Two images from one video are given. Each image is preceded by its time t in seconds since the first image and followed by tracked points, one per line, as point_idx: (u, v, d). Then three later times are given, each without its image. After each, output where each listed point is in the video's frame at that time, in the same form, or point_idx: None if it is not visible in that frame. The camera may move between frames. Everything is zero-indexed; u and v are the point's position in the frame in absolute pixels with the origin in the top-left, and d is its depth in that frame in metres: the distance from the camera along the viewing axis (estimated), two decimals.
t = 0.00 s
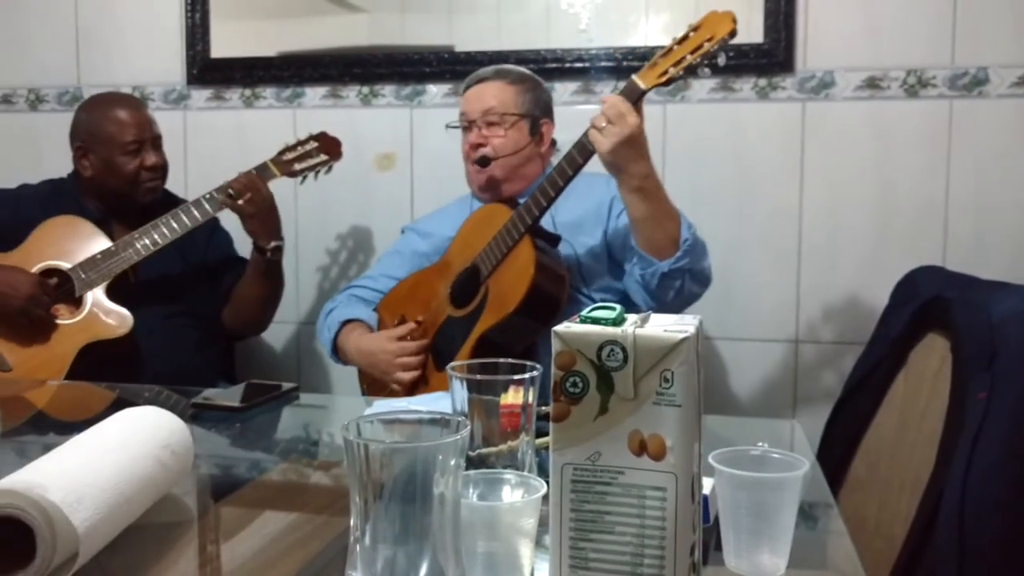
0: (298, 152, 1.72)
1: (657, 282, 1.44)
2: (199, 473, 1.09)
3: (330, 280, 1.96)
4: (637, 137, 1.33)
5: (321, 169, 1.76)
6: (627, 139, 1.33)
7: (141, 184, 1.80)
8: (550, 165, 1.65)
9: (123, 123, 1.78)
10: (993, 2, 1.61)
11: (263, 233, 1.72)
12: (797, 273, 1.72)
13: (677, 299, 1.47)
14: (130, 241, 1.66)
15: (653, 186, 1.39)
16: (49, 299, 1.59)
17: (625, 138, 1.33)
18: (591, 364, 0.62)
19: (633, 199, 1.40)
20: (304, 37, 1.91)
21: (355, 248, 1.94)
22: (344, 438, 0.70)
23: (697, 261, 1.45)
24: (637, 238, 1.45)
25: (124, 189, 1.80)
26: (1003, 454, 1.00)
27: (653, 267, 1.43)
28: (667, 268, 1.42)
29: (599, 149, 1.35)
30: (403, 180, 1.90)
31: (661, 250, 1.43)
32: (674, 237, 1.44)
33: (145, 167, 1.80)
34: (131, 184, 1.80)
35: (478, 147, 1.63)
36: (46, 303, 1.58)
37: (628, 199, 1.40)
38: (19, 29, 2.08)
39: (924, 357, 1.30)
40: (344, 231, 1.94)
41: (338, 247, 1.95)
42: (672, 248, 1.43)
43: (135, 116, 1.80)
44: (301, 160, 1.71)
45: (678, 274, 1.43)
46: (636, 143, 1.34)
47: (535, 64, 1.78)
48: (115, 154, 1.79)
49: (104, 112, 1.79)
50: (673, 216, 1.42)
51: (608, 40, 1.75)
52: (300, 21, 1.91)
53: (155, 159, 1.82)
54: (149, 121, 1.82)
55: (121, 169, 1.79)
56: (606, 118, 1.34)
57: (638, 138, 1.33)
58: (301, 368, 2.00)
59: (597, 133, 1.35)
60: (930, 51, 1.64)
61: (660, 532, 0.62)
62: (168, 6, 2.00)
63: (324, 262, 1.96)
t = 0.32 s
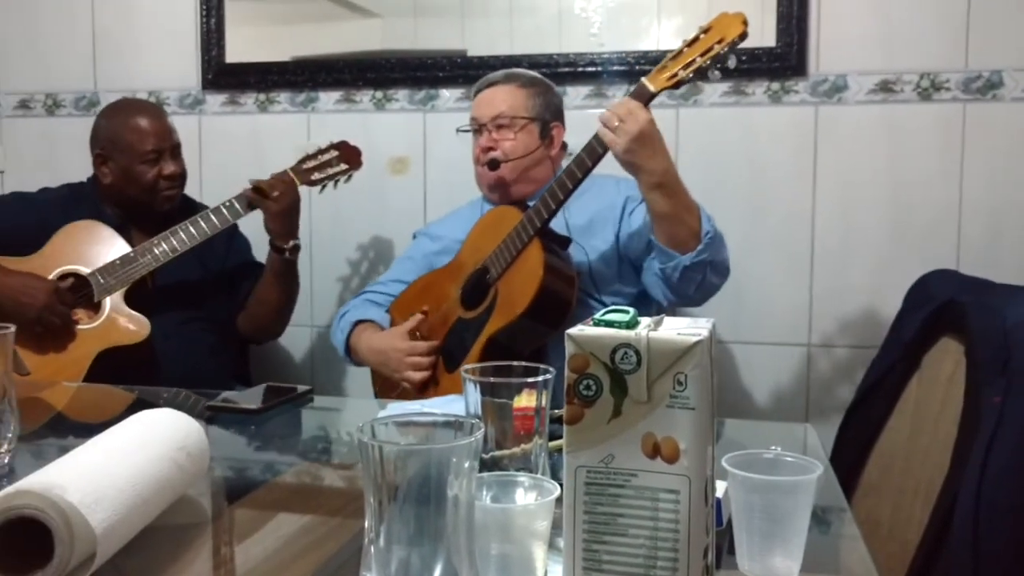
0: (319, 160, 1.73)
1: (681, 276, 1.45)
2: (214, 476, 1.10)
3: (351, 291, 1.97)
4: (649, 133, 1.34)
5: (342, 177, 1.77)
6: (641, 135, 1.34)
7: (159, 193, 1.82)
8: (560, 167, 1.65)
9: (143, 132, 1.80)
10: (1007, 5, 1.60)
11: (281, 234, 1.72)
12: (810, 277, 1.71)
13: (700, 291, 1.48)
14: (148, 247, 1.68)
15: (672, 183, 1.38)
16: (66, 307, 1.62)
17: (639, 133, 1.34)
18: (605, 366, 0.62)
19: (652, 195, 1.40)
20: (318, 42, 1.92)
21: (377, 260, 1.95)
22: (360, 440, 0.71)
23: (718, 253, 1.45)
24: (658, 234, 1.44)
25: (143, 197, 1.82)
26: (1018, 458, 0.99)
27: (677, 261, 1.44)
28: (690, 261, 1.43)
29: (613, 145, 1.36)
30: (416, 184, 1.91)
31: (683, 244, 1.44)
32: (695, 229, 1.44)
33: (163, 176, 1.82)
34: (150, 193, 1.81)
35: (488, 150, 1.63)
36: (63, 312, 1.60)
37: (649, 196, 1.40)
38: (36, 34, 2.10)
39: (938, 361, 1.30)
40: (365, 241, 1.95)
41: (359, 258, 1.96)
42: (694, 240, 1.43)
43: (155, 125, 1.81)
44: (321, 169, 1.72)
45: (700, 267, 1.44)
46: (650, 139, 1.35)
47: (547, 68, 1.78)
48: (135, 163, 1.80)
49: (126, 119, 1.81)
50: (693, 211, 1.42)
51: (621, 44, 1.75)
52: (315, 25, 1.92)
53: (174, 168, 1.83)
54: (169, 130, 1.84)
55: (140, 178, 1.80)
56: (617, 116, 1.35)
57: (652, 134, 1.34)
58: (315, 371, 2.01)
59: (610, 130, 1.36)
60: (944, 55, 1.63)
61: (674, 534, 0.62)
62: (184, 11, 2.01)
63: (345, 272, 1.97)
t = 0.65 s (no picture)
0: (337, 167, 1.74)
1: (688, 280, 1.45)
2: (229, 476, 1.10)
3: (366, 294, 1.98)
4: (654, 138, 1.34)
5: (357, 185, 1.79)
6: (646, 141, 1.34)
7: (178, 198, 1.83)
8: (570, 170, 1.65)
9: (163, 136, 1.81)
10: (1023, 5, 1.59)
11: (266, 248, 1.72)
12: (824, 279, 1.71)
13: (706, 295, 1.48)
14: (168, 251, 1.69)
15: (675, 186, 1.38)
16: (84, 311, 1.62)
17: (642, 139, 1.34)
18: (619, 368, 0.62)
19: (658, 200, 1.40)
20: (332, 45, 1.93)
21: (391, 263, 1.95)
22: (374, 440, 0.71)
23: (725, 257, 1.45)
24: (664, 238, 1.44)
25: (162, 202, 1.83)
26: None
27: (683, 266, 1.44)
28: (696, 266, 1.43)
29: (617, 152, 1.36)
30: (430, 187, 1.91)
31: (689, 249, 1.44)
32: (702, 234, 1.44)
33: (182, 181, 1.83)
34: (169, 197, 1.83)
35: (498, 155, 1.64)
36: (82, 314, 1.61)
37: (652, 202, 1.40)
38: (53, 38, 2.12)
39: (953, 364, 1.29)
40: (381, 245, 1.96)
41: (374, 261, 1.96)
42: (700, 245, 1.43)
43: (175, 130, 1.82)
44: (339, 175, 1.73)
45: (706, 272, 1.44)
46: (655, 144, 1.34)
47: (560, 71, 1.78)
48: (155, 167, 1.81)
49: (146, 123, 1.82)
50: (700, 214, 1.42)
51: (634, 45, 1.75)
52: (329, 28, 1.93)
53: (193, 173, 1.84)
54: (190, 135, 1.85)
55: (160, 182, 1.82)
56: (620, 124, 1.35)
57: (655, 139, 1.34)
58: (328, 373, 2.02)
59: (614, 137, 1.35)
60: (959, 56, 1.62)
61: (688, 536, 0.62)
62: (199, 14, 2.02)
63: (360, 275, 1.97)
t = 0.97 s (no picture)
0: (359, 164, 1.74)
1: (725, 277, 1.44)
2: (254, 477, 1.12)
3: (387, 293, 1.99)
4: (691, 147, 1.34)
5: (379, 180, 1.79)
6: (685, 151, 1.33)
7: (201, 203, 1.86)
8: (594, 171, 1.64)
9: (186, 141, 1.83)
10: None
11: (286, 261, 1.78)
12: (850, 281, 1.69)
13: (746, 292, 1.47)
14: (191, 251, 1.71)
15: (706, 185, 1.38)
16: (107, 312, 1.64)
17: (682, 149, 1.33)
18: (643, 370, 0.62)
19: (689, 203, 1.40)
20: (356, 49, 1.94)
21: (413, 262, 1.96)
22: (399, 442, 0.71)
23: (760, 252, 1.45)
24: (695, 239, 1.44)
25: (186, 206, 1.86)
26: None
27: (720, 263, 1.43)
28: (732, 263, 1.42)
29: (657, 164, 1.34)
30: (453, 189, 1.92)
31: (724, 246, 1.43)
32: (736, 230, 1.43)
33: (204, 186, 1.85)
34: (192, 202, 1.85)
35: (522, 155, 1.64)
36: (104, 317, 1.63)
37: (683, 202, 1.40)
38: (82, 43, 2.15)
39: (981, 366, 1.30)
40: (403, 245, 1.96)
41: (397, 262, 1.97)
42: (734, 241, 1.43)
43: (198, 135, 1.84)
44: (360, 173, 1.73)
45: (744, 267, 1.43)
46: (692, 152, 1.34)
47: (583, 72, 1.78)
48: (178, 172, 1.84)
49: (169, 128, 1.84)
50: (728, 212, 1.42)
51: (657, 47, 1.75)
52: (353, 32, 1.94)
53: (215, 177, 1.87)
54: (211, 140, 1.87)
55: (183, 187, 1.84)
56: (660, 136, 1.32)
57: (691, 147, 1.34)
58: (353, 374, 2.03)
59: (654, 151, 1.33)
60: (987, 56, 1.61)
61: (712, 538, 0.62)
62: (224, 19, 2.04)
63: (381, 274, 1.98)
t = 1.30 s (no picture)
0: (364, 168, 1.75)
1: (737, 283, 1.43)
2: (265, 483, 1.12)
3: (393, 295, 1.99)
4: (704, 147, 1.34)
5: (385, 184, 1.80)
6: (699, 151, 1.34)
7: (210, 208, 1.87)
8: (601, 178, 1.65)
9: (194, 147, 1.84)
10: None
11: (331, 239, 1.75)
12: (862, 287, 1.69)
13: (758, 298, 1.46)
14: (200, 256, 1.73)
15: (718, 187, 1.39)
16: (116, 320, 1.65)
17: (696, 150, 1.34)
18: (655, 376, 0.62)
19: (701, 205, 1.40)
20: (367, 55, 1.95)
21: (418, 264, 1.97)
22: (410, 448, 0.71)
23: (773, 257, 1.44)
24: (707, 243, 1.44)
25: (195, 212, 1.87)
26: None
27: (732, 268, 1.43)
28: (744, 268, 1.41)
29: (672, 165, 1.35)
30: (465, 195, 1.92)
31: (736, 251, 1.42)
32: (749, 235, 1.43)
33: (213, 191, 1.86)
34: (200, 207, 1.86)
35: (529, 164, 1.64)
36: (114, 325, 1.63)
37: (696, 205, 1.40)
38: (96, 49, 2.17)
39: (994, 374, 1.30)
40: (407, 245, 1.97)
41: (401, 263, 1.98)
42: (746, 246, 1.42)
43: (205, 140, 1.86)
44: (367, 177, 1.74)
45: (757, 271, 1.42)
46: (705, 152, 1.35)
47: (595, 79, 1.79)
48: (185, 179, 1.85)
49: (177, 135, 1.85)
50: (740, 217, 1.41)
51: (669, 53, 1.75)
52: (365, 38, 1.95)
53: (223, 182, 1.87)
54: (219, 146, 1.88)
55: (192, 193, 1.85)
56: (677, 136, 1.33)
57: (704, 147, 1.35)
58: (364, 380, 2.04)
59: (670, 154, 1.34)
60: (1000, 62, 1.60)
61: (725, 545, 0.62)
62: (237, 25, 2.06)
63: (388, 277, 1.99)
